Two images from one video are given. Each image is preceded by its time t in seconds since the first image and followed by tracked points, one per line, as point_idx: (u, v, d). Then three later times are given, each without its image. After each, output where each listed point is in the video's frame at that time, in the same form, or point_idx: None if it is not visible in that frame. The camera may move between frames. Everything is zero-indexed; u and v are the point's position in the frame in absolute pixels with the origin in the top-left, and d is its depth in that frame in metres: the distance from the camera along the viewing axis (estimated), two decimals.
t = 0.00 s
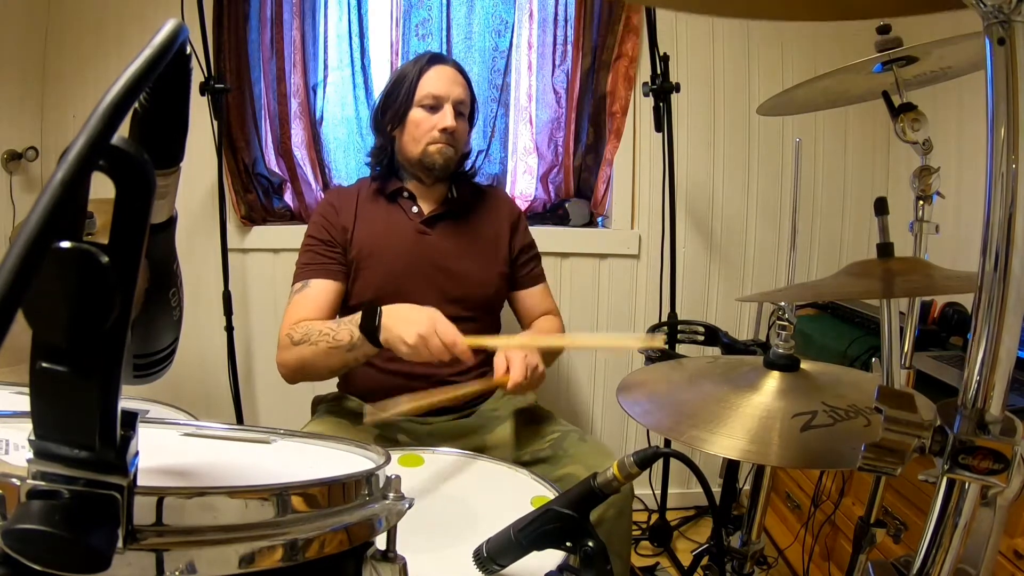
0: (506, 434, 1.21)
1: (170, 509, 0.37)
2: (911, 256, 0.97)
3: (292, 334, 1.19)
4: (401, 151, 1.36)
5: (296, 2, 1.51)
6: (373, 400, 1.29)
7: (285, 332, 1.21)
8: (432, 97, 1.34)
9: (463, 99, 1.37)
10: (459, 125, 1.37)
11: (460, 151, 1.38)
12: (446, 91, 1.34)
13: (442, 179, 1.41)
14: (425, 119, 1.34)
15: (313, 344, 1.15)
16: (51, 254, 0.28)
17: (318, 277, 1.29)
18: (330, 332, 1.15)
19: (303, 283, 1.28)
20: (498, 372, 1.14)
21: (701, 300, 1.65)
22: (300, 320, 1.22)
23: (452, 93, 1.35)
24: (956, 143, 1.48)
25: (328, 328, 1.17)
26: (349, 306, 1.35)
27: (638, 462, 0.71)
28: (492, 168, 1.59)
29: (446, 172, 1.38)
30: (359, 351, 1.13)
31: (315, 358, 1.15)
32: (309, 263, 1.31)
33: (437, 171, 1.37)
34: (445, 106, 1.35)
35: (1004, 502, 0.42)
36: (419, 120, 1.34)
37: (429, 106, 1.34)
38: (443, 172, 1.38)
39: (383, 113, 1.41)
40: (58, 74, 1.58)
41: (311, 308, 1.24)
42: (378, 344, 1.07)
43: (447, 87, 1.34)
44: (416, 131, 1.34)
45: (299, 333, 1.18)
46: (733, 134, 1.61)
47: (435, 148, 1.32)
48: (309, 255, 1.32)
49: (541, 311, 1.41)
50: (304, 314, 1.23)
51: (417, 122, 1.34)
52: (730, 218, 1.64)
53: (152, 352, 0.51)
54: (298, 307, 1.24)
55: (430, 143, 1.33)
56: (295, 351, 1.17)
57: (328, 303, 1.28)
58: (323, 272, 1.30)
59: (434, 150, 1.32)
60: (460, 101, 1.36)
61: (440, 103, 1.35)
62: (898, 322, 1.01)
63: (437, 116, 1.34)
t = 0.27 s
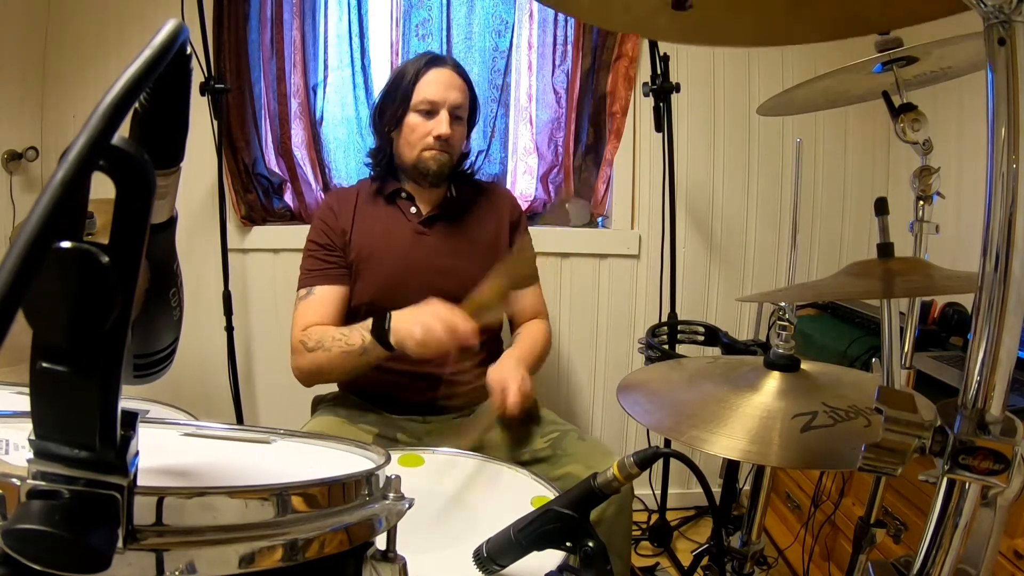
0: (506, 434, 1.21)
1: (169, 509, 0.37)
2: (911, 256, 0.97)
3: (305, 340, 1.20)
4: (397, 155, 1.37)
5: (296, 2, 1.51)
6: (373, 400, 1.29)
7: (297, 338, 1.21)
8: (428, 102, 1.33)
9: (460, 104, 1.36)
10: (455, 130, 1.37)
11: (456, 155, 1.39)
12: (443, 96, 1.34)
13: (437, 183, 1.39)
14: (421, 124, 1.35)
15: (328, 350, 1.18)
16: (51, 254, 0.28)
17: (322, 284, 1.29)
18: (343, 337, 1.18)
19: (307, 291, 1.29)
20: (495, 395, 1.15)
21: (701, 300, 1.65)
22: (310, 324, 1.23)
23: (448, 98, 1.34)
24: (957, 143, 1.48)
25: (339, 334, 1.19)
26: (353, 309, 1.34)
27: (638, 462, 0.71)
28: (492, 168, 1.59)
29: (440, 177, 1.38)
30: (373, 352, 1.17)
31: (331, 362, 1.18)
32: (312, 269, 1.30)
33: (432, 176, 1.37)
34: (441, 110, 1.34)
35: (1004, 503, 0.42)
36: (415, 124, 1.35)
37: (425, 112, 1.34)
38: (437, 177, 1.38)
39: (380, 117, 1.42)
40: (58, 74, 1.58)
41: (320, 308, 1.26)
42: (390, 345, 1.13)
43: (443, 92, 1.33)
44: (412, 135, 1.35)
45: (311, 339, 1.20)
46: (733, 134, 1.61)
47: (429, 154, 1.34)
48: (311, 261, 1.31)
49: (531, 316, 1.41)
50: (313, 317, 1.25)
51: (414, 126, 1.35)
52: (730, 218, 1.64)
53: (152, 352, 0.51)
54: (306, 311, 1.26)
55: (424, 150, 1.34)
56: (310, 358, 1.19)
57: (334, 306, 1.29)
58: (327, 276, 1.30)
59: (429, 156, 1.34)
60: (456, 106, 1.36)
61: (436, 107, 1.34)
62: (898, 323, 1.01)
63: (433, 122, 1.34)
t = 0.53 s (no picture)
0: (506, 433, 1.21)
1: (169, 509, 0.37)
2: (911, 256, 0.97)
3: (297, 336, 1.19)
4: (405, 142, 1.36)
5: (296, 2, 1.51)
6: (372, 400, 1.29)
7: (289, 334, 1.21)
8: (439, 90, 1.34)
9: (469, 94, 1.36)
10: (464, 118, 1.37)
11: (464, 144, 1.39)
12: (453, 85, 1.34)
13: (444, 176, 1.40)
14: (431, 111, 1.34)
15: (319, 346, 1.16)
16: (51, 254, 0.28)
17: (319, 279, 1.29)
18: (336, 334, 1.17)
19: (304, 287, 1.29)
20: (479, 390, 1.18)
21: (701, 300, 1.65)
22: (304, 321, 1.23)
23: (458, 87, 1.34)
24: (956, 143, 1.48)
25: (332, 330, 1.18)
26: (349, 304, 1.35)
27: (638, 461, 0.71)
28: (492, 168, 1.59)
29: (450, 165, 1.37)
30: (364, 350, 1.16)
31: (322, 360, 1.16)
32: (311, 264, 1.31)
33: (441, 163, 1.36)
34: (451, 99, 1.34)
35: (1004, 502, 0.42)
36: (425, 111, 1.34)
37: (435, 99, 1.34)
38: (447, 164, 1.37)
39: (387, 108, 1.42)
40: (59, 74, 1.58)
41: (314, 307, 1.26)
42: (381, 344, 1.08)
43: (453, 82, 1.34)
44: (422, 123, 1.34)
45: (304, 334, 1.19)
46: (733, 133, 1.61)
47: (440, 139, 1.32)
48: (310, 256, 1.31)
49: (529, 313, 1.43)
50: (307, 313, 1.25)
51: (424, 113, 1.34)
52: (730, 218, 1.64)
53: (152, 352, 0.51)
54: (302, 306, 1.26)
55: (436, 134, 1.32)
56: (301, 354, 1.18)
57: (330, 301, 1.29)
58: (326, 271, 1.30)
59: (440, 141, 1.32)
60: (466, 96, 1.36)
61: (447, 95, 1.34)
62: (898, 322, 1.01)
63: (443, 108, 1.34)
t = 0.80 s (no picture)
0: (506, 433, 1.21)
1: (170, 509, 0.37)
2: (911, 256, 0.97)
3: (294, 332, 1.20)
4: (413, 144, 1.35)
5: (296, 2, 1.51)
6: (372, 400, 1.29)
7: (288, 331, 1.22)
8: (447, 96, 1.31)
9: (477, 100, 1.35)
10: (472, 125, 1.36)
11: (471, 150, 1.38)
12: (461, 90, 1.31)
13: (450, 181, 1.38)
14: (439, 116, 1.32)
15: (315, 332, 1.16)
16: (51, 254, 0.28)
17: (321, 279, 1.29)
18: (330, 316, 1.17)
19: (305, 286, 1.29)
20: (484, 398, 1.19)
21: (701, 300, 1.65)
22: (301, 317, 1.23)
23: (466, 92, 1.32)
24: (956, 143, 1.48)
25: (327, 316, 1.18)
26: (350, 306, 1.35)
27: (638, 462, 0.71)
28: (492, 168, 1.59)
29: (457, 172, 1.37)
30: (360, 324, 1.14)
31: (319, 347, 1.16)
32: (312, 264, 1.30)
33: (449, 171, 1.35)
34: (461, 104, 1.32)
35: (1004, 502, 0.42)
36: (433, 117, 1.33)
37: (444, 105, 1.32)
38: (455, 170, 1.36)
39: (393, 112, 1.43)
40: (59, 74, 1.58)
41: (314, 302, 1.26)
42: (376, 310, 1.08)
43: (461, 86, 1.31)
44: (430, 127, 1.33)
45: (301, 328, 1.20)
46: (733, 134, 1.61)
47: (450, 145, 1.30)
48: (312, 256, 1.31)
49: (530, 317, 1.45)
50: (308, 309, 1.25)
51: (432, 119, 1.33)
52: (730, 218, 1.64)
53: (152, 352, 0.51)
54: (303, 303, 1.26)
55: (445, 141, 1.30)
56: (300, 347, 1.18)
57: (332, 299, 1.29)
58: (329, 272, 1.31)
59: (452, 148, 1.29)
60: (475, 102, 1.35)
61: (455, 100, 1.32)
62: (899, 322, 1.01)
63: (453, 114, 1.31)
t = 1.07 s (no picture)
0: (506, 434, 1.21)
1: (169, 509, 0.37)
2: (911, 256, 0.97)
3: (296, 341, 1.19)
4: (410, 143, 1.36)
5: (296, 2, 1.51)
6: (373, 401, 1.29)
7: (288, 338, 1.21)
8: (444, 93, 1.34)
9: (474, 98, 1.37)
10: (469, 121, 1.37)
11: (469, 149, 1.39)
12: (458, 88, 1.34)
13: (446, 180, 1.41)
14: (436, 115, 1.34)
15: (318, 350, 1.16)
16: (51, 254, 0.28)
17: (318, 285, 1.29)
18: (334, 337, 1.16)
19: (303, 291, 1.29)
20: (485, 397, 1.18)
21: (701, 300, 1.65)
22: (302, 326, 1.23)
23: (463, 91, 1.35)
24: (956, 144, 1.48)
25: (331, 334, 1.17)
26: (349, 308, 1.35)
27: (638, 462, 0.71)
28: (492, 168, 1.59)
29: (455, 169, 1.38)
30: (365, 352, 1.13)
31: (321, 363, 1.16)
32: (309, 269, 1.30)
33: (446, 168, 1.37)
34: (456, 103, 1.35)
35: (1004, 502, 0.42)
36: (430, 115, 1.34)
37: (441, 103, 1.34)
38: (452, 169, 1.38)
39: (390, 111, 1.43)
40: (59, 74, 1.59)
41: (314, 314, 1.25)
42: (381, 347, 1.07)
43: (459, 85, 1.34)
44: (426, 126, 1.34)
45: (303, 339, 1.19)
46: (733, 134, 1.61)
47: (446, 144, 1.33)
48: (309, 260, 1.31)
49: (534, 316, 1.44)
50: (306, 318, 1.25)
51: (429, 117, 1.34)
52: (730, 218, 1.64)
53: (152, 352, 0.51)
54: (300, 312, 1.26)
55: (441, 139, 1.33)
56: (300, 358, 1.18)
57: (328, 307, 1.30)
58: (323, 277, 1.30)
59: (445, 147, 1.33)
60: (471, 100, 1.37)
61: (452, 99, 1.35)
62: (899, 322, 1.01)
63: (449, 112, 1.34)
